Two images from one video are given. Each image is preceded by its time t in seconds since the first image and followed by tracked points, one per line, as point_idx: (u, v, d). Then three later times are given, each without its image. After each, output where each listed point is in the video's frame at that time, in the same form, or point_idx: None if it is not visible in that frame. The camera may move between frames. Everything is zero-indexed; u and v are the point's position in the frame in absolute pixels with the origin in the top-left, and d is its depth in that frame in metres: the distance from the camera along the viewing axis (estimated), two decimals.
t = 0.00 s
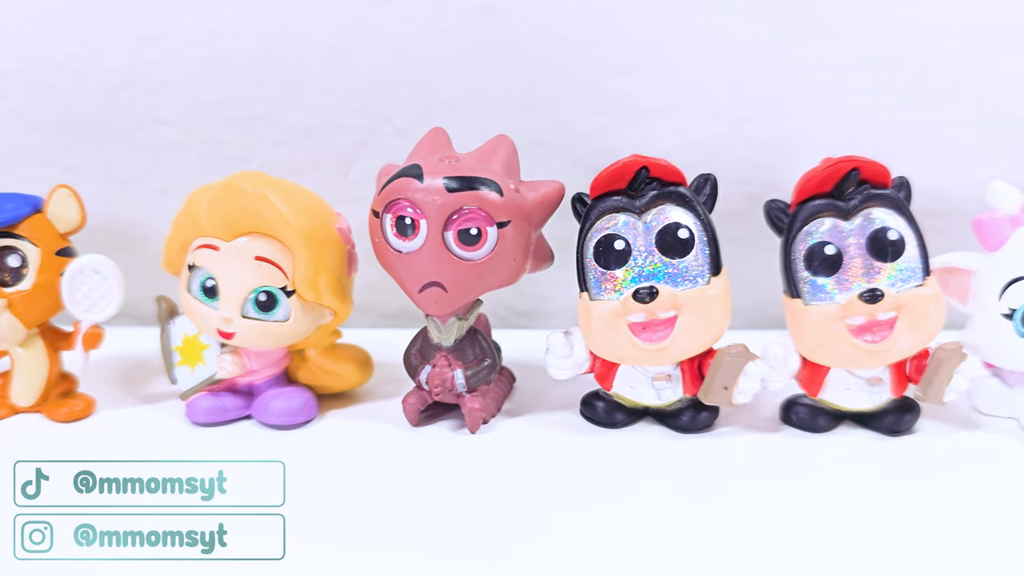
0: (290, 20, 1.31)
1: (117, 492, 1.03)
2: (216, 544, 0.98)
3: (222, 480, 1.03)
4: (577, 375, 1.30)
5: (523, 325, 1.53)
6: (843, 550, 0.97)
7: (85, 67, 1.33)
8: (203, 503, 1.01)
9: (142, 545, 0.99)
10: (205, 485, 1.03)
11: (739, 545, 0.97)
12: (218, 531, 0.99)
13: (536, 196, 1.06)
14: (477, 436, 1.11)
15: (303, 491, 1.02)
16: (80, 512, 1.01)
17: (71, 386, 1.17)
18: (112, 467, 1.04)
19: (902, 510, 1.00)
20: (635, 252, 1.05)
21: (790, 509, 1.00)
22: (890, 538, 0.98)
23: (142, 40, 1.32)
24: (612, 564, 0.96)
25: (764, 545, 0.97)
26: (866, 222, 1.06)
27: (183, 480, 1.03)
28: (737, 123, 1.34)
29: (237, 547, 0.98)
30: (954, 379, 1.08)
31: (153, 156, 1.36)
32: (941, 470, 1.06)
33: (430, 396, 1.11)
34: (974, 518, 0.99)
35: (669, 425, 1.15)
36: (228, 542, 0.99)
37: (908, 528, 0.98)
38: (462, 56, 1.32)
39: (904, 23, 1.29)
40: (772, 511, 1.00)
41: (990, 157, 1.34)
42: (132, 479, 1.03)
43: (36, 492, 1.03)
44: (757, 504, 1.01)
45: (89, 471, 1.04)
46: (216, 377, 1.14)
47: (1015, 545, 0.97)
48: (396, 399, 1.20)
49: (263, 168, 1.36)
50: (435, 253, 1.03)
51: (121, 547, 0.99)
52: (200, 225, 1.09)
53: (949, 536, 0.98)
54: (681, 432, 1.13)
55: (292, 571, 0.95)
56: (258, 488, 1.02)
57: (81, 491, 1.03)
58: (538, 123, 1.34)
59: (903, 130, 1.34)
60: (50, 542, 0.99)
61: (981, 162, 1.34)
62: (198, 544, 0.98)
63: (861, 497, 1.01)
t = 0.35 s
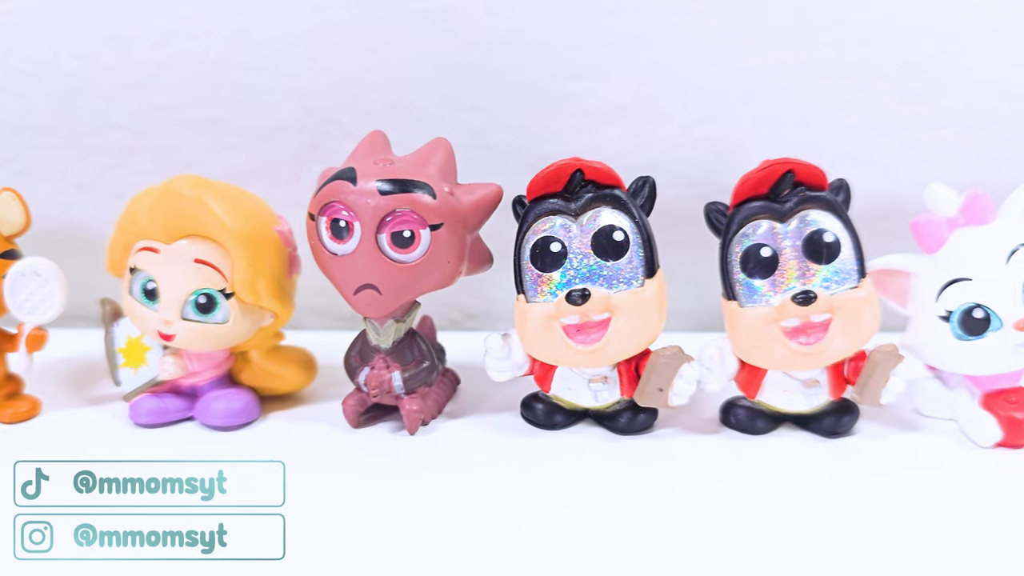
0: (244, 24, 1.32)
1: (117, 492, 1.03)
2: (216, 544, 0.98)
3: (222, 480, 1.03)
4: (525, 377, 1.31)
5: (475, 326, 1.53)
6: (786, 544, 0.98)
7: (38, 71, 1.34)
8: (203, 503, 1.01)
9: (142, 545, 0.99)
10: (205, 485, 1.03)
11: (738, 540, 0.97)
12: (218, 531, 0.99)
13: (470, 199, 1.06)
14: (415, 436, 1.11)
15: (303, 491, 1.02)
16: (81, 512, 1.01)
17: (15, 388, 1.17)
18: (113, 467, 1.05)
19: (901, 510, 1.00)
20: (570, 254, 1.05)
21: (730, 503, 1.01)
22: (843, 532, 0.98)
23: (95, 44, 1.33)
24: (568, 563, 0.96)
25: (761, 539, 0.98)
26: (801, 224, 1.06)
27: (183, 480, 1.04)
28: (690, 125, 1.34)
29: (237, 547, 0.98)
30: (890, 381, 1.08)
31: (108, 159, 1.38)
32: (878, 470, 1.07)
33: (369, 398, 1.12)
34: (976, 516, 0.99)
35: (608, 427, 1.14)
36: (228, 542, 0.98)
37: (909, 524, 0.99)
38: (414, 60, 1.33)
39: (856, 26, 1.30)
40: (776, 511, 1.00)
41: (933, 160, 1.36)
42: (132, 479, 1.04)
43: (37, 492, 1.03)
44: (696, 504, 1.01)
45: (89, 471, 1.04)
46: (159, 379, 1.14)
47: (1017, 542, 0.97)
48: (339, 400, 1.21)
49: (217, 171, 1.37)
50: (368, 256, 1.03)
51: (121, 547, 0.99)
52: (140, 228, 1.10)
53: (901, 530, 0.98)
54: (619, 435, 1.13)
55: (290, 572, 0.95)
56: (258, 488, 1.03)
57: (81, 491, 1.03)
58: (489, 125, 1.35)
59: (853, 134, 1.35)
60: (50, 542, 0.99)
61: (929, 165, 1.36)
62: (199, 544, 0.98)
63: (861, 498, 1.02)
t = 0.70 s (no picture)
0: (188, 29, 1.34)
1: (117, 492, 1.06)
2: (216, 543, 1.02)
3: (222, 480, 1.06)
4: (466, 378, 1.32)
5: (426, 328, 1.54)
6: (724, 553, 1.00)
7: None
8: (202, 503, 1.04)
9: (142, 544, 1.02)
10: (205, 485, 1.06)
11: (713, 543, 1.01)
12: (218, 531, 1.02)
13: (399, 202, 1.08)
14: (348, 436, 1.12)
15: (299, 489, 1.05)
16: (81, 512, 1.04)
17: None
18: (113, 466, 1.08)
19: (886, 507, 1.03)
20: (498, 256, 1.06)
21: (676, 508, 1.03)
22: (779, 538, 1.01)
23: (43, 49, 1.36)
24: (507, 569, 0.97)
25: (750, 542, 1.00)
26: (729, 226, 1.07)
27: (183, 479, 1.06)
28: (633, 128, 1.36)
29: (237, 547, 1.02)
30: (819, 382, 1.09)
31: (58, 162, 1.41)
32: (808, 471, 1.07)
33: (302, 399, 1.13)
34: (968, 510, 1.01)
35: (541, 428, 1.15)
36: (228, 542, 1.02)
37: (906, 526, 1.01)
38: (358, 64, 1.35)
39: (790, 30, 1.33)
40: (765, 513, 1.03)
41: (871, 165, 1.39)
42: (132, 479, 1.06)
43: (36, 492, 1.05)
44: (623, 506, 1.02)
45: (89, 471, 1.07)
46: (96, 380, 1.17)
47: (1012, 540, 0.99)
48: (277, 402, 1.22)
49: (165, 174, 1.39)
50: (296, 258, 1.05)
51: (122, 547, 1.03)
52: (77, 230, 1.11)
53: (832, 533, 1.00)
54: (551, 435, 1.13)
55: (291, 572, 0.99)
56: (256, 486, 1.06)
57: (81, 491, 1.05)
58: (433, 129, 1.37)
59: (792, 137, 1.38)
60: (49, 542, 1.03)
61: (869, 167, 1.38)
62: (198, 543, 1.02)
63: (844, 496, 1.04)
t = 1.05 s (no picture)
0: (111, 30, 1.35)
1: (117, 492, 1.04)
2: (216, 544, 0.99)
3: (221, 480, 1.05)
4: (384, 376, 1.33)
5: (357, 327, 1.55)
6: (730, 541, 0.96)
7: None
8: (202, 503, 1.02)
9: (142, 545, 1.00)
10: (205, 486, 1.04)
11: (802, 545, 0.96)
12: (218, 531, 1.00)
13: (296, 201, 1.09)
14: (252, 434, 1.13)
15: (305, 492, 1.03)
16: (81, 512, 1.02)
17: None
18: (113, 466, 1.07)
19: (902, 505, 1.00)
20: (394, 254, 1.07)
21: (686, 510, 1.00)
22: (694, 530, 0.98)
23: None
24: (417, 563, 0.95)
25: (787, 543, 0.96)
26: (625, 224, 1.07)
27: (183, 480, 1.05)
28: (552, 128, 1.36)
29: (236, 547, 0.99)
30: (718, 381, 1.08)
31: None
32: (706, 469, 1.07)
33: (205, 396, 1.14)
34: (982, 509, 0.99)
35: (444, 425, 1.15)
36: (228, 542, 0.99)
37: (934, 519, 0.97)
38: (278, 64, 1.36)
39: (712, 28, 1.32)
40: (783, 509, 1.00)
41: (794, 166, 1.38)
42: (132, 479, 1.05)
43: (36, 491, 1.04)
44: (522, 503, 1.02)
45: (89, 471, 1.06)
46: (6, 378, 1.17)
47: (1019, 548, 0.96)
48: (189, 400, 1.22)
49: (92, 175, 1.40)
50: (191, 256, 1.06)
51: (121, 547, 1.00)
52: None
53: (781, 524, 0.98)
54: (452, 433, 1.13)
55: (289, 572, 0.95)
56: (257, 486, 1.04)
57: (81, 491, 1.04)
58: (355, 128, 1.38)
59: (715, 136, 1.36)
60: (50, 542, 1.00)
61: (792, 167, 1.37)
62: (198, 544, 0.99)
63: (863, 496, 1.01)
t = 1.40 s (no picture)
0: (83, 33, 1.35)
1: (117, 492, 1.05)
2: (216, 544, 1.01)
3: (222, 480, 1.05)
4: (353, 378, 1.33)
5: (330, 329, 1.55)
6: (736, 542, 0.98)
7: None
8: (202, 504, 1.04)
9: (142, 545, 1.01)
10: (206, 485, 1.05)
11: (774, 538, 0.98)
12: (218, 531, 1.01)
13: (258, 204, 1.09)
14: (216, 436, 1.13)
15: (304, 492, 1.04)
16: (81, 512, 1.04)
17: None
18: (114, 466, 1.07)
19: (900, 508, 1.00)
20: (357, 257, 1.07)
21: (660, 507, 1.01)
22: (660, 527, 1.00)
23: None
24: (419, 563, 0.97)
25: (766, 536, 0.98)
26: (586, 227, 1.07)
27: (183, 480, 1.06)
28: (523, 131, 1.36)
29: (236, 547, 1.00)
30: (679, 384, 1.08)
31: None
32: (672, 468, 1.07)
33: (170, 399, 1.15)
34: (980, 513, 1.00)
35: (408, 428, 1.16)
36: (227, 543, 1.01)
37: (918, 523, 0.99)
38: (250, 67, 1.35)
39: (681, 32, 1.34)
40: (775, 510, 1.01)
41: (765, 168, 1.38)
42: (132, 479, 1.06)
43: (36, 492, 1.05)
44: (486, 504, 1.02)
45: (89, 471, 1.07)
46: None
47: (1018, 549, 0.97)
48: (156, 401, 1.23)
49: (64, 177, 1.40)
50: (153, 259, 1.06)
51: (121, 547, 1.02)
52: None
53: (771, 522, 0.99)
54: (415, 435, 1.14)
55: (289, 571, 0.97)
56: (256, 486, 1.05)
57: (81, 491, 1.05)
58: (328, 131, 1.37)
59: (685, 138, 1.37)
60: (50, 542, 1.02)
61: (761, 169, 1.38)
62: (198, 543, 1.01)
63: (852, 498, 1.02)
